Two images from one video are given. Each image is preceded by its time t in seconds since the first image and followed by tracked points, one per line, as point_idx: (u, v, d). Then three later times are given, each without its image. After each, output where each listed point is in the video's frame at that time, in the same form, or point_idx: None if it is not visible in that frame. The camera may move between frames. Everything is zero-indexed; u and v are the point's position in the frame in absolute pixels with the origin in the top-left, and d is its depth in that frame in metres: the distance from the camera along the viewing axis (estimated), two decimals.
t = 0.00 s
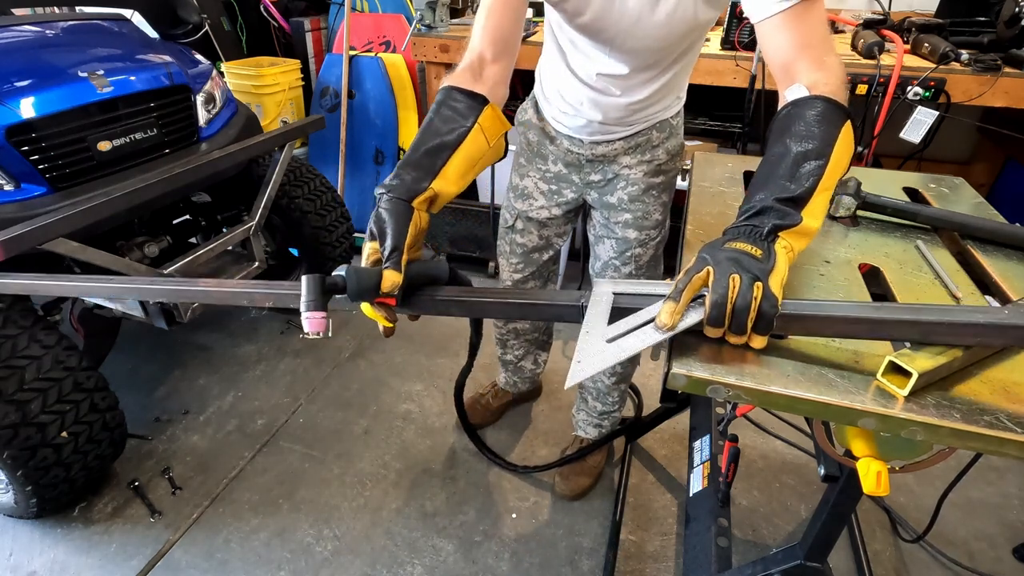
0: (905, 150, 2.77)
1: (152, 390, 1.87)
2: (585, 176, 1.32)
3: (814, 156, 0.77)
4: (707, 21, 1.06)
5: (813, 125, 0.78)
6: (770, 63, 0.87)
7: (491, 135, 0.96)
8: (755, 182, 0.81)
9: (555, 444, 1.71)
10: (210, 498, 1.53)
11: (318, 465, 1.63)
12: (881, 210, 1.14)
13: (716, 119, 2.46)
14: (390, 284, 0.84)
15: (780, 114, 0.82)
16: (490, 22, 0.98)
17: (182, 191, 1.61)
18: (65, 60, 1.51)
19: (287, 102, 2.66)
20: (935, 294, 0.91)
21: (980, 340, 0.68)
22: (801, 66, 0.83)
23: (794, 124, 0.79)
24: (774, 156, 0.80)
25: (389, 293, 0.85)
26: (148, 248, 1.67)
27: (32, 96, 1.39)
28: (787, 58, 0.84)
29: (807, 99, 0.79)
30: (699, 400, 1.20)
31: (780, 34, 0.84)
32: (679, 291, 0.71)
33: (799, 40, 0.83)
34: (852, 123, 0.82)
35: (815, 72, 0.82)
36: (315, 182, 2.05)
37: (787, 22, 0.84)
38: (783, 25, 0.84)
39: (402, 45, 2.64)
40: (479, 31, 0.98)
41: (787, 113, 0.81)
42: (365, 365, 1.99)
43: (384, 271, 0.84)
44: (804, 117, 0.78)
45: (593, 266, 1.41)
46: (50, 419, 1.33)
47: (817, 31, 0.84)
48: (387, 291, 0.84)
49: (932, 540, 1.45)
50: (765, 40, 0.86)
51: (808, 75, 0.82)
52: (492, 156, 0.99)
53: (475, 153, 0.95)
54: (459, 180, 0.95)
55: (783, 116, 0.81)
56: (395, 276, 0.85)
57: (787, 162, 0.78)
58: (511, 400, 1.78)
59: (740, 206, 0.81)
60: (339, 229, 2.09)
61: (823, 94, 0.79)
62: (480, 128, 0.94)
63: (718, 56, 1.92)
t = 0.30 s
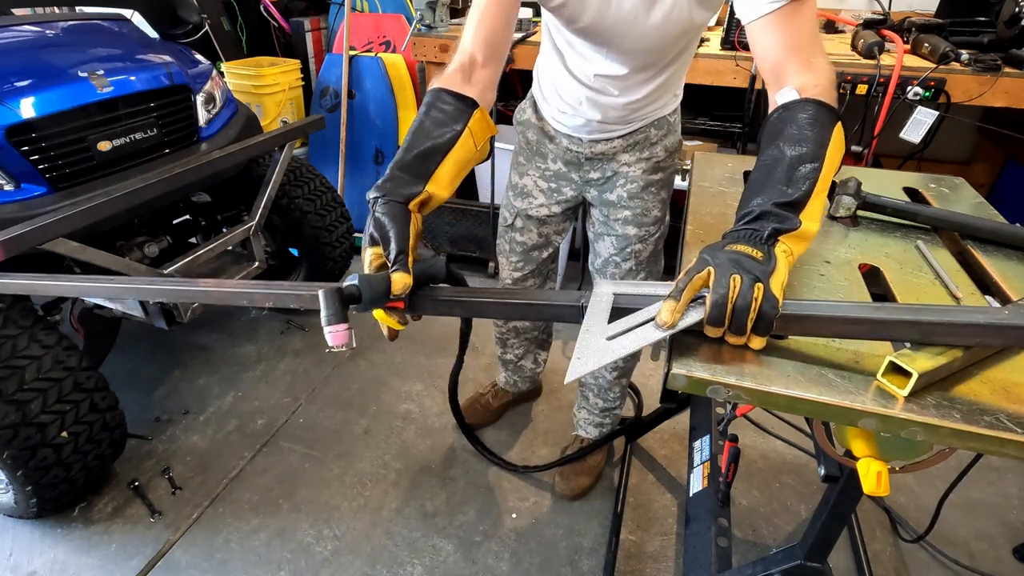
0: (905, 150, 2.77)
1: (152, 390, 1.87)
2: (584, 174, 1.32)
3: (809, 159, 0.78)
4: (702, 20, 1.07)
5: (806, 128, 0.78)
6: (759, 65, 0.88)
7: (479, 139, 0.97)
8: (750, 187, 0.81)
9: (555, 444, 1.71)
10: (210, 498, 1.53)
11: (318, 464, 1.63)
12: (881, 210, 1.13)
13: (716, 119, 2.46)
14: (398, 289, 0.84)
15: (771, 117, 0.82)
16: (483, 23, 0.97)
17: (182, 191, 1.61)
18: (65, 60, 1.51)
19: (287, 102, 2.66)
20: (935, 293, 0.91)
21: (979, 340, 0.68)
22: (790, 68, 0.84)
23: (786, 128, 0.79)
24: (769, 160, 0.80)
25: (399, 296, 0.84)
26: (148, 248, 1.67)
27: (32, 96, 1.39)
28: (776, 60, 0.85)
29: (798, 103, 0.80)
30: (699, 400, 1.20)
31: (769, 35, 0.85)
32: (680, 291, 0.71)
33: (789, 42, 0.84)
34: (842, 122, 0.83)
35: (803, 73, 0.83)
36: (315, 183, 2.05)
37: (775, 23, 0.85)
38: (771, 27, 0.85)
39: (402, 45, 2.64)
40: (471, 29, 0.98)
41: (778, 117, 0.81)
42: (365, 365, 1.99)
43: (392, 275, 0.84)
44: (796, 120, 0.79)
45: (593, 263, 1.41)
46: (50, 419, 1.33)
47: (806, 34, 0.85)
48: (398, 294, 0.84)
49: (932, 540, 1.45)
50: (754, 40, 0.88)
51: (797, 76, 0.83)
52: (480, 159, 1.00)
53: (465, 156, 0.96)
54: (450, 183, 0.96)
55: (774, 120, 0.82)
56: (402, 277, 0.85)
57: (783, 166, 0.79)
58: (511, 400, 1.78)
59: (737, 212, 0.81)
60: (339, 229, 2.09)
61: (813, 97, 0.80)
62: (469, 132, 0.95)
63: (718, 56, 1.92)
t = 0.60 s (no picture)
0: (905, 150, 2.77)
1: (152, 390, 1.87)
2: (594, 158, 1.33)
3: (815, 169, 0.77)
4: (714, 11, 1.06)
5: (813, 141, 0.78)
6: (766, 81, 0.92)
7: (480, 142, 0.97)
8: (755, 191, 0.82)
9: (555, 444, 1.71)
10: (210, 498, 1.53)
11: (318, 464, 1.63)
12: (881, 210, 1.14)
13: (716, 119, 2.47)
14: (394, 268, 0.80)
15: (778, 132, 0.82)
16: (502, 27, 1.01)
17: (182, 191, 1.61)
18: (65, 60, 1.51)
19: (287, 102, 2.66)
20: (935, 293, 0.91)
21: (980, 340, 0.68)
22: (794, 84, 0.87)
23: (790, 140, 0.79)
24: (775, 167, 0.80)
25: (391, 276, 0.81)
26: (148, 248, 1.67)
27: (32, 96, 1.39)
28: (782, 76, 0.89)
29: (804, 118, 0.80)
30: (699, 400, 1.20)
31: (780, 51, 0.90)
32: (682, 291, 0.72)
33: (796, 58, 0.89)
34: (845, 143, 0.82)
35: (806, 91, 0.85)
36: (315, 183, 2.05)
37: (785, 42, 0.90)
38: (782, 45, 0.90)
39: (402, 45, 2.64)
40: (496, 27, 1.02)
41: (785, 130, 0.81)
42: (365, 365, 1.99)
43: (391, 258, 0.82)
44: (801, 134, 0.79)
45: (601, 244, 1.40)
46: (51, 419, 1.33)
47: (817, 57, 0.90)
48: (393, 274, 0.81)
49: (931, 540, 1.45)
50: (765, 56, 0.92)
51: (802, 93, 0.85)
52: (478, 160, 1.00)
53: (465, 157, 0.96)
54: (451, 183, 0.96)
55: (778, 134, 0.82)
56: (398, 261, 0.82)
57: (787, 175, 0.79)
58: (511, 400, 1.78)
59: (745, 211, 0.82)
60: (339, 229, 2.09)
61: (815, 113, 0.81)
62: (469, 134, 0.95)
63: (718, 56, 1.92)
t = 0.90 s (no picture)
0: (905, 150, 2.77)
1: (153, 390, 1.87)
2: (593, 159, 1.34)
3: (815, 169, 0.78)
4: (713, 10, 1.06)
5: (812, 141, 0.78)
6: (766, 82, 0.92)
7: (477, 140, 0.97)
8: (755, 192, 0.82)
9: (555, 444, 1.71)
10: (210, 498, 1.53)
11: (318, 464, 1.63)
12: (881, 210, 1.14)
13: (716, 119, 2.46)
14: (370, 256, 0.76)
15: (776, 132, 0.83)
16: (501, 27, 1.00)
17: (182, 191, 1.61)
18: (65, 60, 1.51)
19: (287, 102, 2.66)
20: (935, 293, 0.91)
21: (980, 340, 0.68)
22: (795, 83, 0.87)
23: (790, 140, 0.79)
24: (774, 168, 0.80)
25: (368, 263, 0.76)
26: (148, 248, 1.67)
27: (32, 96, 1.39)
28: (782, 76, 0.89)
29: (803, 118, 0.80)
30: (699, 400, 1.21)
31: (779, 52, 0.90)
32: (683, 292, 0.72)
33: (795, 58, 0.88)
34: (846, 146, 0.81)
35: (806, 90, 0.85)
36: (315, 183, 2.05)
37: (783, 42, 0.90)
38: (780, 45, 0.90)
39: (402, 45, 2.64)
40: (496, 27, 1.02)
41: (784, 130, 0.81)
42: (365, 365, 1.99)
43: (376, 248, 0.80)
44: (801, 134, 0.79)
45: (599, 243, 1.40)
46: (51, 419, 1.33)
47: (817, 58, 0.90)
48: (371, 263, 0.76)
49: (932, 540, 1.45)
50: (764, 57, 0.92)
51: (801, 92, 0.85)
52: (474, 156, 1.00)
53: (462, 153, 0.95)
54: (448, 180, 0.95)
55: (778, 134, 0.82)
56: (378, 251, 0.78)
57: (787, 175, 0.79)
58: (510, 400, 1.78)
59: (745, 212, 0.81)
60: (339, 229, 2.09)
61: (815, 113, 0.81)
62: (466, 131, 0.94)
63: (718, 56, 1.92)
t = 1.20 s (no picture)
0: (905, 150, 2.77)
1: (152, 390, 1.87)
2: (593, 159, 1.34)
3: (815, 170, 0.78)
4: (714, 11, 1.06)
5: (812, 142, 0.78)
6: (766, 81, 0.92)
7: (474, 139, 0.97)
8: (755, 193, 0.82)
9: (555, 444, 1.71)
10: (210, 498, 1.53)
11: (318, 464, 1.63)
12: (881, 210, 1.14)
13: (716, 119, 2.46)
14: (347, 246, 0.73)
15: (776, 132, 0.83)
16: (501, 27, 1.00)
17: (182, 191, 1.61)
18: (65, 60, 1.51)
19: (287, 102, 2.66)
20: (935, 293, 0.91)
21: (980, 340, 0.68)
22: (794, 83, 0.86)
23: (790, 141, 0.79)
24: (774, 169, 0.80)
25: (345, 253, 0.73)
26: (148, 248, 1.67)
27: (32, 96, 1.39)
28: (781, 75, 0.89)
29: (803, 119, 0.80)
30: (699, 400, 1.21)
31: (779, 52, 0.90)
32: (682, 292, 0.71)
33: (795, 57, 0.88)
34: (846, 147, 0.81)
35: (807, 91, 0.85)
36: (315, 183, 2.05)
37: (783, 42, 0.90)
38: (780, 45, 0.90)
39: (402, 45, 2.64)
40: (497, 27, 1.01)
41: (785, 130, 0.81)
42: (365, 365, 1.99)
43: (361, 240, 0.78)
44: (801, 135, 0.79)
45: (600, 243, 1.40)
46: (51, 419, 1.33)
47: (817, 58, 0.90)
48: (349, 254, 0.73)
49: (932, 540, 1.45)
50: (765, 58, 0.92)
51: (801, 93, 0.85)
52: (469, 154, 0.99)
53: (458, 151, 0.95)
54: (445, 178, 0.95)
55: (778, 134, 0.82)
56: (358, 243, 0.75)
57: (787, 175, 0.79)
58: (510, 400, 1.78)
59: (745, 212, 0.81)
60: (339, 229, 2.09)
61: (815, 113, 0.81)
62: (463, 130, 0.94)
63: (718, 56, 1.92)
